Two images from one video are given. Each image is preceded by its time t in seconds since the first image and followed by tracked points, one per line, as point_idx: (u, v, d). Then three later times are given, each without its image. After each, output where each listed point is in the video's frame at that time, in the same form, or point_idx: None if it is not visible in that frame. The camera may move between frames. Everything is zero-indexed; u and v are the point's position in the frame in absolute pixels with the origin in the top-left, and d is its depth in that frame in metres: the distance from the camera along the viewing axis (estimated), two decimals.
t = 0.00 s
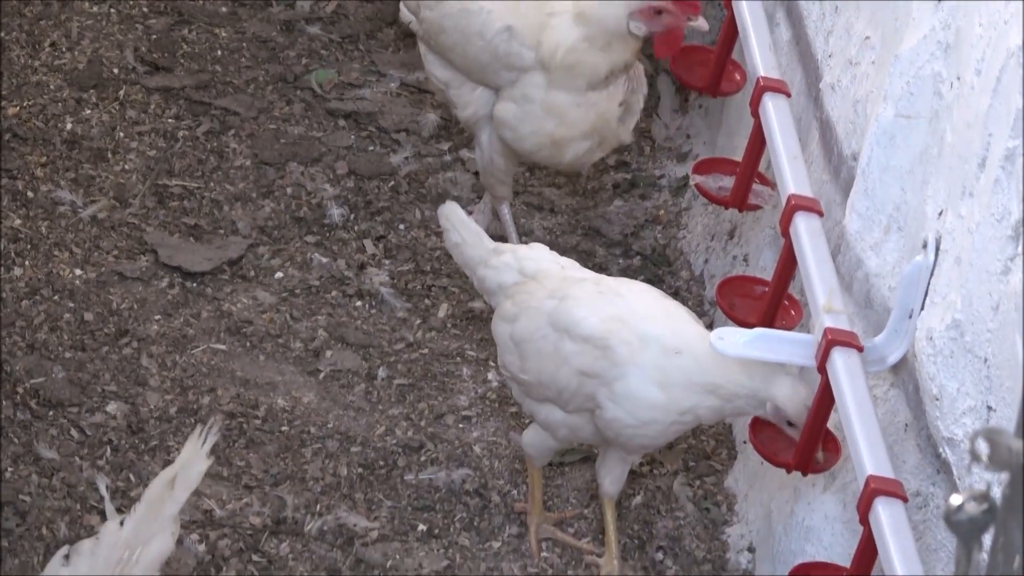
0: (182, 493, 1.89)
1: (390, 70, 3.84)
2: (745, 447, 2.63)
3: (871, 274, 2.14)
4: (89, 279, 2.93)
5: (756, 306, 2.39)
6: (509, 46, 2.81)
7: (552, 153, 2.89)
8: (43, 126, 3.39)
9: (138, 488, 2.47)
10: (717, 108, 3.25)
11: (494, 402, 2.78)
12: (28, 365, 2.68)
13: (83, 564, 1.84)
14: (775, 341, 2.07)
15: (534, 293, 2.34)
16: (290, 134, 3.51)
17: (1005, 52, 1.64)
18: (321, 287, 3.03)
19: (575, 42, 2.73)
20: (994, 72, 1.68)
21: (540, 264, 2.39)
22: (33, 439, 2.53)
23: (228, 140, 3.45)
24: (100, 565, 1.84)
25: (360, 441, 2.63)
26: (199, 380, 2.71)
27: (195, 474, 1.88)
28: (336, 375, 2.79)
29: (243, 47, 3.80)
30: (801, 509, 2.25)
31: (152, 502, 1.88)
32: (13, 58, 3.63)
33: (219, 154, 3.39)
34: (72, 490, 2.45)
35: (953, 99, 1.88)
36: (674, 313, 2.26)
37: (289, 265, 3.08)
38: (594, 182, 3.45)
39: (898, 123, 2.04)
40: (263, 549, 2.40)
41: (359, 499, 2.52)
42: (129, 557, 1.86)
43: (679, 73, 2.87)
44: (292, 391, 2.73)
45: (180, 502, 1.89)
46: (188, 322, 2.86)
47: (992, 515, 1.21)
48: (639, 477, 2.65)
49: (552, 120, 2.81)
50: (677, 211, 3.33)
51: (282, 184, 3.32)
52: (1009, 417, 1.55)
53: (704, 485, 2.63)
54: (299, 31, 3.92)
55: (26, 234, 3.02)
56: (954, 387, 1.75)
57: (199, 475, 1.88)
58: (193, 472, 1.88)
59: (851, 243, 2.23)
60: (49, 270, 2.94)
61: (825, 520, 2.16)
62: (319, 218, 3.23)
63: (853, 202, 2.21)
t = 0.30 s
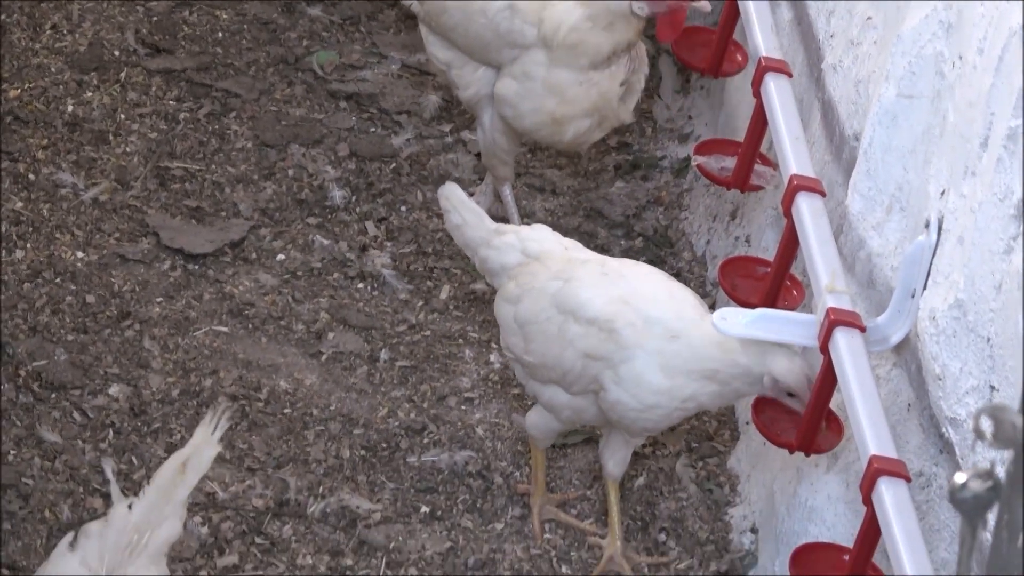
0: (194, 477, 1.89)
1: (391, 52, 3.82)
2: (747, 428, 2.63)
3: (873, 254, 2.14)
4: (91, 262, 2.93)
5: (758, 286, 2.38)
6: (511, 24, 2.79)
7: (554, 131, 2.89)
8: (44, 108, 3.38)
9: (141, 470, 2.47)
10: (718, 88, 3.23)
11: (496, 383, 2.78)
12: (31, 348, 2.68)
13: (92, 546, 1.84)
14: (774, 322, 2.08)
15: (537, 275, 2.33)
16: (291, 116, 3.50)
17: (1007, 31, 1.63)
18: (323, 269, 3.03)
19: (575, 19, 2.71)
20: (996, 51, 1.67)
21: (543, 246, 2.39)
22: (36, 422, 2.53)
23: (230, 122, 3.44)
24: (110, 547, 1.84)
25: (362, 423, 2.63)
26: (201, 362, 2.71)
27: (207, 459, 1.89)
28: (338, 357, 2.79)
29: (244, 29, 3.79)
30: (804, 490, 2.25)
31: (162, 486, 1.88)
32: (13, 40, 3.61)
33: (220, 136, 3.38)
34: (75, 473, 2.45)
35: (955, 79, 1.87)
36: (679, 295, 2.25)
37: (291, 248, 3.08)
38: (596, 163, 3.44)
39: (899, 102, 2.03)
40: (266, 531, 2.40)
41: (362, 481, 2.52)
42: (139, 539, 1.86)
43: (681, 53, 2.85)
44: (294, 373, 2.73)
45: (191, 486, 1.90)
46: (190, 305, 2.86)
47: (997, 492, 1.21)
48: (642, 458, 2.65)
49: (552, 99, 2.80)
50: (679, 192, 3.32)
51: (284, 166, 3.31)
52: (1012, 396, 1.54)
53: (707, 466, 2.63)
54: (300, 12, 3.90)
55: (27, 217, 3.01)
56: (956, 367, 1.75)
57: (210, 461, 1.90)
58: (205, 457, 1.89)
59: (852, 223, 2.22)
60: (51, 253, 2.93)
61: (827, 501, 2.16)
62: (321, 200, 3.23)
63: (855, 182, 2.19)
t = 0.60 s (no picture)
0: (192, 464, 1.88)
1: (390, 44, 3.82)
2: (747, 418, 2.63)
3: (873, 245, 2.13)
4: (91, 254, 2.93)
5: (758, 277, 2.38)
6: (514, 13, 2.81)
7: (555, 124, 2.89)
8: (43, 101, 3.37)
9: (141, 463, 2.47)
10: (717, 79, 3.23)
11: (497, 374, 2.79)
12: (31, 341, 2.68)
13: (92, 538, 1.85)
14: (775, 313, 2.07)
15: (537, 267, 2.33)
16: (291, 109, 3.50)
17: (1006, 20, 1.62)
18: (323, 261, 3.03)
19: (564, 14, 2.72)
20: (994, 41, 1.67)
21: (544, 238, 2.39)
22: (36, 415, 2.53)
23: (229, 115, 3.43)
24: (109, 538, 1.85)
25: (363, 415, 2.63)
26: (201, 354, 2.71)
27: (204, 446, 1.87)
28: (339, 349, 2.79)
29: (244, 21, 3.79)
30: (804, 480, 2.25)
31: (160, 476, 1.87)
32: (13, 33, 3.61)
33: (220, 129, 3.38)
34: (76, 465, 2.45)
35: (954, 69, 1.86)
36: (679, 287, 2.24)
37: (291, 240, 3.08)
38: (595, 154, 3.44)
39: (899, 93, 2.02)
40: (267, 523, 2.40)
41: (362, 472, 2.53)
42: (137, 529, 1.87)
43: (681, 46, 2.86)
44: (295, 365, 2.73)
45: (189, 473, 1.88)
46: (190, 297, 2.86)
47: (997, 482, 1.21)
48: (642, 449, 2.65)
49: (547, 92, 2.81)
50: (679, 182, 3.31)
51: (283, 158, 3.31)
52: (1011, 386, 1.54)
53: (708, 457, 2.63)
54: (299, 5, 3.90)
55: (27, 210, 3.01)
56: (956, 357, 1.75)
57: (207, 447, 1.87)
58: (202, 444, 1.87)
59: (852, 213, 2.22)
60: (51, 245, 2.93)
61: (828, 491, 2.16)
62: (321, 192, 3.22)
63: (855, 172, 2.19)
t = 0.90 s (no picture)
0: (191, 451, 1.91)
1: (389, 33, 3.82)
2: (747, 406, 2.64)
3: (873, 232, 2.13)
4: (91, 244, 2.92)
5: (758, 265, 2.38)
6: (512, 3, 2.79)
7: (544, 117, 2.89)
8: (42, 90, 3.36)
9: (142, 452, 2.47)
10: (717, 66, 3.22)
11: (497, 363, 2.79)
12: (31, 330, 2.68)
13: (94, 528, 1.85)
14: (774, 301, 2.07)
15: (535, 257, 2.33)
16: (290, 97, 3.49)
17: (1006, 7, 1.61)
18: (323, 250, 3.03)
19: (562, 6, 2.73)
20: (994, 28, 1.66)
21: (542, 227, 2.38)
22: (37, 404, 2.53)
23: (229, 103, 3.43)
24: (112, 526, 1.85)
25: (363, 404, 2.63)
26: (201, 343, 2.71)
27: (204, 433, 1.91)
28: (338, 338, 2.79)
29: (243, 10, 3.78)
30: (804, 468, 2.25)
31: (161, 462, 1.89)
32: (12, 22, 3.60)
33: (219, 118, 3.37)
34: (76, 455, 2.45)
35: (954, 56, 1.86)
36: (678, 277, 2.24)
37: (291, 229, 3.08)
38: (595, 142, 3.44)
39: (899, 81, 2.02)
40: (268, 512, 2.40)
41: (363, 461, 2.53)
42: (139, 517, 1.87)
43: (681, 34, 2.85)
44: (295, 353, 2.73)
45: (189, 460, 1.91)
46: (190, 286, 2.86)
47: (997, 468, 1.21)
48: (642, 437, 2.66)
49: (538, 85, 2.81)
50: (679, 170, 3.31)
51: (283, 147, 3.31)
52: (1011, 373, 1.54)
53: (708, 445, 2.63)
54: None
55: (27, 199, 3.01)
56: (956, 344, 1.74)
57: (206, 435, 1.91)
58: (201, 431, 1.91)
59: (852, 201, 2.22)
60: (51, 235, 2.93)
61: (828, 478, 2.16)
62: (321, 180, 3.22)
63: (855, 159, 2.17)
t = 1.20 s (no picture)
0: (190, 438, 1.90)
1: (390, 25, 3.81)
2: (748, 399, 2.64)
3: (874, 224, 2.13)
4: (91, 236, 2.92)
5: (759, 257, 2.38)
6: None
7: (538, 106, 2.90)
8: (43, 82, 3.36)
9: (143, 444, 2.47)
10: (717, 58, 3.22)
11: (497, 355, 2.79)
12: (32, 322, 2.68)
13: (94, 519, 1.85)
14: (776, 292, 2.05)
15: (539, 251, 2.33)
16: (291, 89, 3.49)
17: None
18: (324, 242, 3.03)
19: None
20: (995, 20, 1.66)
21: (546, 221, 2.38)
22: (38, 396, 2.53)
23: (230, 95, 3.42)
24: (113, 517, 1.84)
25: (363, 395, 2.63)
26: (202, 335, 2.71)
27: (202, 419, 1.91)
28: (339, 330, 2.80)
29: (243, 3, 3.78)
30: (805, 460, 2.25)
31: (160, 452, 1.89)
32: (12, 14, 3.59)
33: (220, 110, 3.37)
34: (78, 446, 2.45)
35: (955, 48, 1.85)
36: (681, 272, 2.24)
37: (292, 220, 3.08)
38: (596, 134, 3.43)
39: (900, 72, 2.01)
40: (268, 504, 2.40)
41: (364, 453, 2.53)
42: (140, 507, 1.86)
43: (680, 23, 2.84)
44: (296, 345, 2.73)
45: (188, 448, 1.90)
46: (191, 278, 2.86)
47: (1000, 459, 1.20)
48: (643, 430, 2.66)
49: (534, 74, 2.81)
50: (679, 163, 3.31)
51: (284, 139, 3.30)
52: (1012, 365, 1.54)
53: (708, 437, 2.64)
54: None
55: (28, 191, 3.01)
56: (957, 336, 1.74)
57: (204, 423, 1.91)
58: (199, 418, 1.90)
59: (852, 193, 2.21)
60: (52, 226, 2.93)
61: (829, 470, 2.16)
62: (321, 172, 3.22)
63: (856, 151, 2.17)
